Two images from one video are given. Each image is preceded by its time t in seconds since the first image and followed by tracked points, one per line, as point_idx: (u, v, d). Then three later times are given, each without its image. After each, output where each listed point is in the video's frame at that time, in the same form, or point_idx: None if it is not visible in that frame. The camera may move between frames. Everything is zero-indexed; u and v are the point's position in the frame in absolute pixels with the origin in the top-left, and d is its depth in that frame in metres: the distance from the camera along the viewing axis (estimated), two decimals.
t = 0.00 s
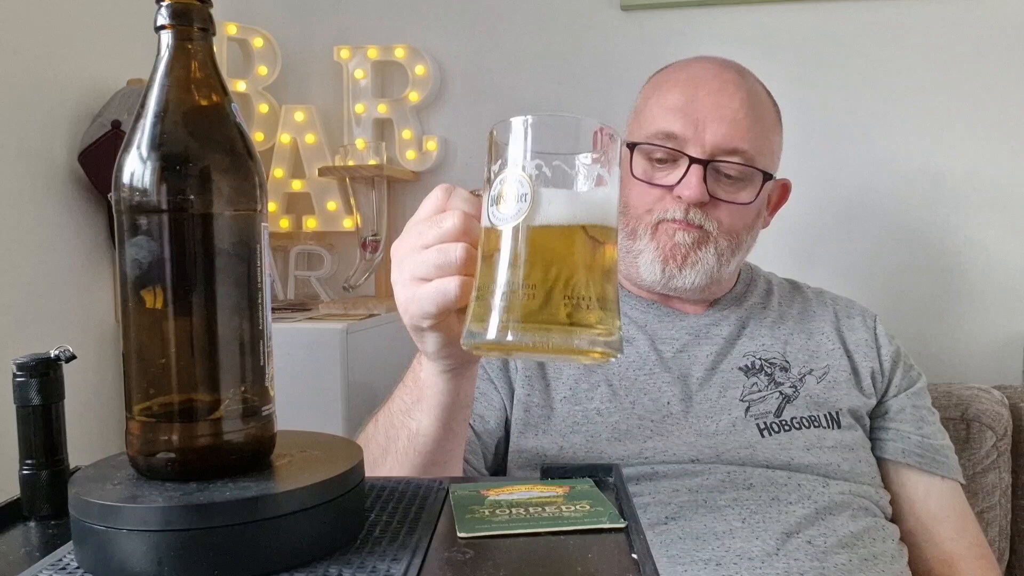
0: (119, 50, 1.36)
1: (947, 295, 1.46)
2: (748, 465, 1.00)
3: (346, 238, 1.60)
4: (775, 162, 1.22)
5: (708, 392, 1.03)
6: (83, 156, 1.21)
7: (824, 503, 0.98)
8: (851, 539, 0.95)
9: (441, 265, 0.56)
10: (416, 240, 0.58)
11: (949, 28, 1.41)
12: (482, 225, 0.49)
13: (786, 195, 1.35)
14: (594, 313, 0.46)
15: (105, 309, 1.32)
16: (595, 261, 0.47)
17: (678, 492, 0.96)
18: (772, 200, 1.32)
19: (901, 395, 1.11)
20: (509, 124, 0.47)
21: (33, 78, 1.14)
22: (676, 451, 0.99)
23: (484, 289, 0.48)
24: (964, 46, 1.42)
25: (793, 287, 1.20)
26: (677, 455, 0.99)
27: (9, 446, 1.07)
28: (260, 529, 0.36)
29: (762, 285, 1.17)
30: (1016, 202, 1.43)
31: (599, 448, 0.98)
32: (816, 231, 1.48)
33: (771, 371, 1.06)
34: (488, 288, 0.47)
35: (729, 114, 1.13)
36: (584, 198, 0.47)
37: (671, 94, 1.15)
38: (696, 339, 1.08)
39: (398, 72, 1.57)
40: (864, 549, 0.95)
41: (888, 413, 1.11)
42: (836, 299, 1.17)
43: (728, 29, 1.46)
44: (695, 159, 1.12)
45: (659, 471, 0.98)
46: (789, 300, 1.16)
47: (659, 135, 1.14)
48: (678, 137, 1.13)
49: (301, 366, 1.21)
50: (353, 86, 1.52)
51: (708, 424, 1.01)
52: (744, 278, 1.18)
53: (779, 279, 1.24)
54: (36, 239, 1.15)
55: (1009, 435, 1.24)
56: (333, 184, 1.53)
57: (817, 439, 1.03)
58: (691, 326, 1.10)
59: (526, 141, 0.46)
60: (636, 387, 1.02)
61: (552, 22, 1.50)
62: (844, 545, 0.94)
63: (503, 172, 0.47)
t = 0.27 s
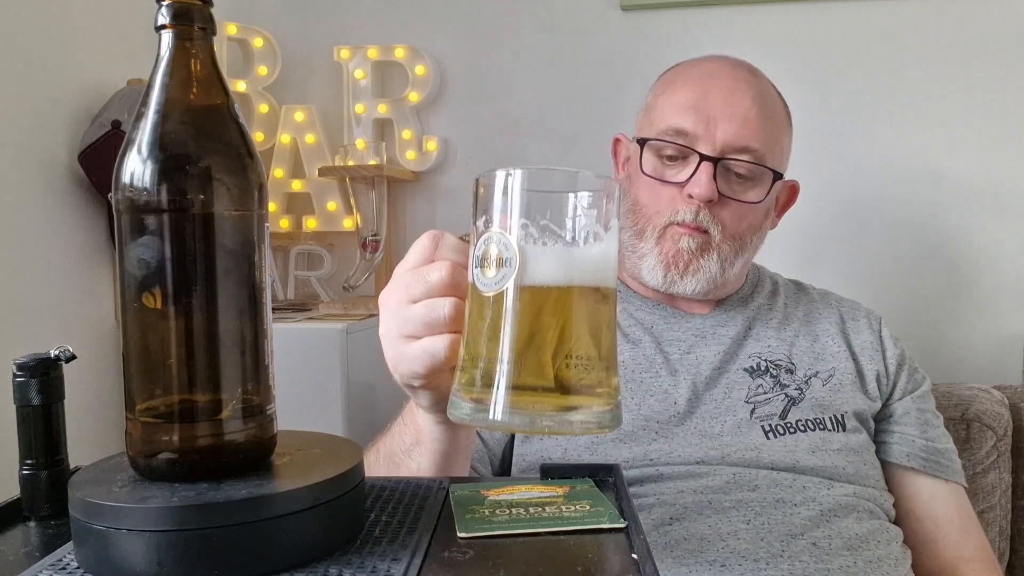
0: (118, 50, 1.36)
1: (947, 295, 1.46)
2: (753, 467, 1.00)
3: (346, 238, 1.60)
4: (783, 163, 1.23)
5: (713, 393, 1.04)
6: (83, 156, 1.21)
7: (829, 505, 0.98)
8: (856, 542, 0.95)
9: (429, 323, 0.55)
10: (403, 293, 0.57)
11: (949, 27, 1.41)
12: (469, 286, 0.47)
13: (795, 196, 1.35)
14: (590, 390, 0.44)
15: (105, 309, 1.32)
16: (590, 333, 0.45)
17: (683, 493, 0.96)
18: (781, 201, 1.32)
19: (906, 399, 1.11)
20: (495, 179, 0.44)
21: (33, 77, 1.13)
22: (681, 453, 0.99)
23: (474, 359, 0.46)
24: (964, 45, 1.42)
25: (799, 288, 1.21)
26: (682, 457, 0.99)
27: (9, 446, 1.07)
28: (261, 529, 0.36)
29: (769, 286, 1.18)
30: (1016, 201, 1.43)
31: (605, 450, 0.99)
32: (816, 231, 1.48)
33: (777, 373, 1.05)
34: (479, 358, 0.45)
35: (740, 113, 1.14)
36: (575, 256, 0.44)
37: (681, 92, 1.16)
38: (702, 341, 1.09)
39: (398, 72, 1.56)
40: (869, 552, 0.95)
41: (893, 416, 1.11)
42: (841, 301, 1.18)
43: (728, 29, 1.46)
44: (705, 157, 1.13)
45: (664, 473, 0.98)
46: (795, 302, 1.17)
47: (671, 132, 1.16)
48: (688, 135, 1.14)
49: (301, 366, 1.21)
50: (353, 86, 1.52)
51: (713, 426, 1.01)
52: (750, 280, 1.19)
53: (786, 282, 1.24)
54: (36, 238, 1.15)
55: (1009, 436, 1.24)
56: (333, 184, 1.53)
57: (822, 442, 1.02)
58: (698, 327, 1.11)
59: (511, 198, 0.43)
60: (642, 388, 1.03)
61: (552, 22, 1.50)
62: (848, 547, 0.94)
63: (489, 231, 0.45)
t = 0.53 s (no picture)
0: (118, 50, 1.36)
1: (947, 295, 1.46)
2: (754, 468, 0.99)
3: (346, 238, 1.60)
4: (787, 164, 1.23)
5: (715, 394, 1.04)
6: (84, 156, 1.21)
7: (829, 506, 0.98)
8: (856, 543, 0.95)
9: (416, 361, 0.54)
10: (391, 331, 0.56)
11: (948, 28, 1.42)
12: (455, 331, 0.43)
13: (798, 196, 1.35)
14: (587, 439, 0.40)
15: (104, 309, 1.32)
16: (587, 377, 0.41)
17: (684, 493, 0.96)
18: (783, 200, 1.32)
19: (908, 400, 1.10)
20: (483, 216, 0.41)
21: (33, 77, 1.14)
22: (682, 454, 0.99)
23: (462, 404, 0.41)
24: (964, 45, 1.42)
25: (801, 290, 1.21)
26: (683, 458, 0.99)
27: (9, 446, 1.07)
28: (261, 529, 0.36)
29: (771, 287, 1.19)
30: (1015, 202, 1.43)
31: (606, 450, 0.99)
32: (816, 231, 1.48)
33: (779, 374, 1.05)
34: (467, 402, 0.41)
35: (745, 113, 1.14)
36: (569, 299, 0.41)
37: (685, 90, 1.17)
38: (704, 342, 1.09)
39: (398, 72, 1.56)
40: (869, 553, 0.95)
41: (894, 418, 1.10)
42: (843, 302, 1.18)
43: (728, 29, 1.46)
44: (708, 157, 1.14)
45: (665, 474, 0.98)
46: (798, 303, 1.17)
47: (675, 132, 1.16)
48: (692, 134, 1.15)
49: (301, 365, 1.21)
50: (353, 86, 1.52)
51: (714, 427, 1.01)
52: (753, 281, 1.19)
53: (786, 282, 1.24)
54: (36, 239, 1.15)
55: (1010, 436, 1.24)
56: (333, 184, 1.53)
57: (824, 443, 1.02)
58: (700, 329, 1.11)
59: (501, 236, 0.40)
60: (643, 389, 1.04)
61: (552, 22, 1.50)
62: (849, 548, 0.94)
63: (476, 274, 0.41)
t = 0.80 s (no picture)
0: (118, 50, 1.36)
1: (947, 295, 1.46)
2: (755, 468, 0.99)
3: (346, 238, 1.60)
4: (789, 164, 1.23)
5: (715, 395, 1.04)
6: (84, 156, 1.21)
7: (829, 506, 0.98)
8: (856, 543, 0.95)
9: (416, 377, 0.55)
10: (388, 345, 0.56)
11: (948, 28, 1.42)
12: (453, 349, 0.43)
13: (799, 196, 1.35)
14: (587, 451, 0.41)
15: (104, 309, 1.32)
16: (586, 390, 0.41)
17: (684, 494, 0.96)
18: (784, 200, 1.32)
19: (909, 401, 1.10)
20: (480, 234, 0.41)
21: (33, 77, 1.13)
22: (682, 455, 0.99)
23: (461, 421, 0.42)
24: (964, 45, 1.42)
25: (802, 290, 1.20)
26: (683, 459, 0.99)
27: (9, 446, 1.07)
28: (260, 529, 0.36)
29: (771, 286, 1.18)
30: (1015, 202, 1.43)
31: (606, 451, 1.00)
32: (817, 231, 1.48)
33: (779, 374, 1.05)
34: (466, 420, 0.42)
35: (747, 114, 1.14)
36: (568, 314, 0.41)
37: (688, 90, 1.17)
38: (704, 342, 1.09)
39: (398, 72, 1.56)
40: (869, 553, 0.95)
41: (894, 418, 1.10)
42: (844, 303, 1.18)
43: (728, 28, 1.46)
44: (711, 157, 1.14)
45: (665, 474, 0.98)
46: (798, 303, 1.17)
47: (677, 133, 1.16)
48: (695, 135, 1.15)
49: (301, 365, 1.21)
50: (353, 86, 1.52)
51: (715, 428, 1.01)
52: (753, 281, 1.19)
53: (788, 282, 1.24)
54: (36, 238, 1.15)
55: (1010, 436, 1.24)
56: (333, 184, 1.53)
57: (824, 444, 1.02)
58: (700, 329, 1.11)
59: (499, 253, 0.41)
60: (643, 390, 1.04)
61: (552, 22, 1.50)
62: (849, 549, 0.95)
63: (473, 290, 0.41)
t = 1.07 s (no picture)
0: (119, 50, 1.36)
1: (947, 295, 1.46)
2: (755, 468, 0.99)
3: (346, 238, 1.60)
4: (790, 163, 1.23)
5: (715, 395, 1.04)
6: (84, 156, 1.20)
7: (829, 506, 0.98)
8: (856, 543, 0.95)
9: (414, 386, 0.55)
10: (386, 352, 0.56)
11: (948, 28, 1.42)
12: (451, 358, 0.44)
13: (799, 196, 1.35)
14: (586, 461, 0.42)
15: (104, 309, 1.32)
16: (585, 401, 0.42)
17: (684, 494, 0.96)
18: (785, 200, 1.32)
19: (909, 401, 1.10)
20: (479, 243, 0.42)
21: (33, 77, 1.13)
22: (682, 455, 0.99)
23: (460, 432, 0.43)
24: (964, 45, 1.42)
25: (803, 291, 1.20)
26: (683, 459, 0.99)
27: (9, 446, 1.07)
28: (260, 529, 0.36)
29: (772, 286, 1.18)
30: (1015, 202, 1.43)
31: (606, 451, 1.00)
32: (817, 231, 1.48)
33: (779, 374, 1.05)
34: (465, 432, 0.42)
35: (749, 111, 1.14)
36: (566, 322, 0.41)
37: (690, 88, 1.17)
38: (705, 342, 1.09)
39: (398, 72, 1.56)
40: (869, 553, 0.95)
41: (895, 419, 1.10)
42: (844, 303, 1.18)
43: (728, 29, 1.46)
44: (713, 155, 1.14)
45: (666, 475, 0.98)
46: (799, 303, 1.17)
47: (680, 129, 1.16)
48: (698, 132, 1.15)
49: (301, 365, 1.21)
50: (353, 86, 1.52)
51: (715, 428, 1.01)
52: (754, 281, 1.19)
53: (788, 282, 1.24)
54: (36, 238, 1.15)
55: (1010, 436, 1.24)
56: (333, 184, 1.53)
57: (825, 444, 1.02)
58: (700, 329, 1.11)
59: (496, 263, 0.41)
60: (643, 390, 1.04)
61: (552, 22, 1.50)
62: (849, 548, 0.95)
63: (470, 300, 0.42)
